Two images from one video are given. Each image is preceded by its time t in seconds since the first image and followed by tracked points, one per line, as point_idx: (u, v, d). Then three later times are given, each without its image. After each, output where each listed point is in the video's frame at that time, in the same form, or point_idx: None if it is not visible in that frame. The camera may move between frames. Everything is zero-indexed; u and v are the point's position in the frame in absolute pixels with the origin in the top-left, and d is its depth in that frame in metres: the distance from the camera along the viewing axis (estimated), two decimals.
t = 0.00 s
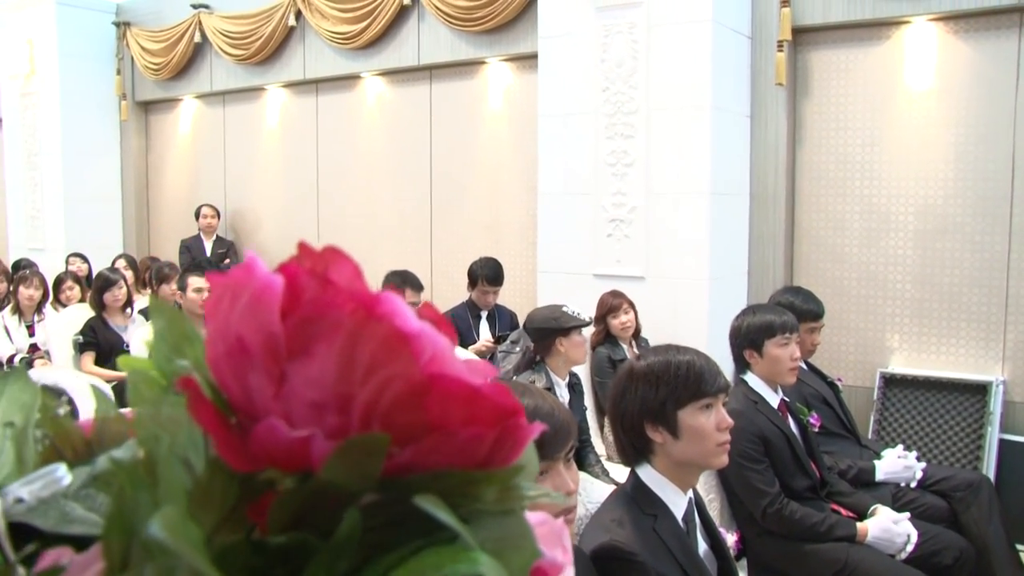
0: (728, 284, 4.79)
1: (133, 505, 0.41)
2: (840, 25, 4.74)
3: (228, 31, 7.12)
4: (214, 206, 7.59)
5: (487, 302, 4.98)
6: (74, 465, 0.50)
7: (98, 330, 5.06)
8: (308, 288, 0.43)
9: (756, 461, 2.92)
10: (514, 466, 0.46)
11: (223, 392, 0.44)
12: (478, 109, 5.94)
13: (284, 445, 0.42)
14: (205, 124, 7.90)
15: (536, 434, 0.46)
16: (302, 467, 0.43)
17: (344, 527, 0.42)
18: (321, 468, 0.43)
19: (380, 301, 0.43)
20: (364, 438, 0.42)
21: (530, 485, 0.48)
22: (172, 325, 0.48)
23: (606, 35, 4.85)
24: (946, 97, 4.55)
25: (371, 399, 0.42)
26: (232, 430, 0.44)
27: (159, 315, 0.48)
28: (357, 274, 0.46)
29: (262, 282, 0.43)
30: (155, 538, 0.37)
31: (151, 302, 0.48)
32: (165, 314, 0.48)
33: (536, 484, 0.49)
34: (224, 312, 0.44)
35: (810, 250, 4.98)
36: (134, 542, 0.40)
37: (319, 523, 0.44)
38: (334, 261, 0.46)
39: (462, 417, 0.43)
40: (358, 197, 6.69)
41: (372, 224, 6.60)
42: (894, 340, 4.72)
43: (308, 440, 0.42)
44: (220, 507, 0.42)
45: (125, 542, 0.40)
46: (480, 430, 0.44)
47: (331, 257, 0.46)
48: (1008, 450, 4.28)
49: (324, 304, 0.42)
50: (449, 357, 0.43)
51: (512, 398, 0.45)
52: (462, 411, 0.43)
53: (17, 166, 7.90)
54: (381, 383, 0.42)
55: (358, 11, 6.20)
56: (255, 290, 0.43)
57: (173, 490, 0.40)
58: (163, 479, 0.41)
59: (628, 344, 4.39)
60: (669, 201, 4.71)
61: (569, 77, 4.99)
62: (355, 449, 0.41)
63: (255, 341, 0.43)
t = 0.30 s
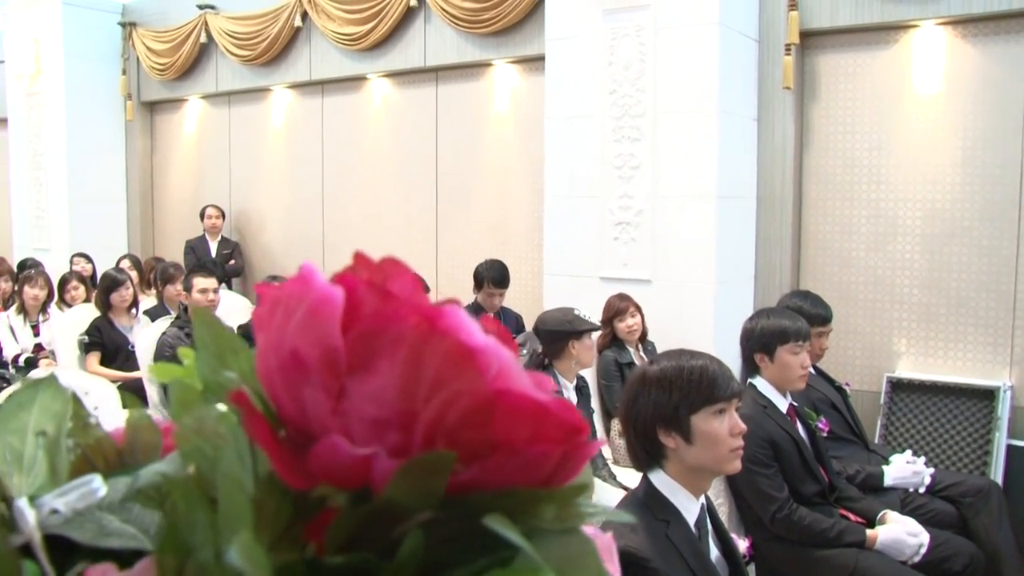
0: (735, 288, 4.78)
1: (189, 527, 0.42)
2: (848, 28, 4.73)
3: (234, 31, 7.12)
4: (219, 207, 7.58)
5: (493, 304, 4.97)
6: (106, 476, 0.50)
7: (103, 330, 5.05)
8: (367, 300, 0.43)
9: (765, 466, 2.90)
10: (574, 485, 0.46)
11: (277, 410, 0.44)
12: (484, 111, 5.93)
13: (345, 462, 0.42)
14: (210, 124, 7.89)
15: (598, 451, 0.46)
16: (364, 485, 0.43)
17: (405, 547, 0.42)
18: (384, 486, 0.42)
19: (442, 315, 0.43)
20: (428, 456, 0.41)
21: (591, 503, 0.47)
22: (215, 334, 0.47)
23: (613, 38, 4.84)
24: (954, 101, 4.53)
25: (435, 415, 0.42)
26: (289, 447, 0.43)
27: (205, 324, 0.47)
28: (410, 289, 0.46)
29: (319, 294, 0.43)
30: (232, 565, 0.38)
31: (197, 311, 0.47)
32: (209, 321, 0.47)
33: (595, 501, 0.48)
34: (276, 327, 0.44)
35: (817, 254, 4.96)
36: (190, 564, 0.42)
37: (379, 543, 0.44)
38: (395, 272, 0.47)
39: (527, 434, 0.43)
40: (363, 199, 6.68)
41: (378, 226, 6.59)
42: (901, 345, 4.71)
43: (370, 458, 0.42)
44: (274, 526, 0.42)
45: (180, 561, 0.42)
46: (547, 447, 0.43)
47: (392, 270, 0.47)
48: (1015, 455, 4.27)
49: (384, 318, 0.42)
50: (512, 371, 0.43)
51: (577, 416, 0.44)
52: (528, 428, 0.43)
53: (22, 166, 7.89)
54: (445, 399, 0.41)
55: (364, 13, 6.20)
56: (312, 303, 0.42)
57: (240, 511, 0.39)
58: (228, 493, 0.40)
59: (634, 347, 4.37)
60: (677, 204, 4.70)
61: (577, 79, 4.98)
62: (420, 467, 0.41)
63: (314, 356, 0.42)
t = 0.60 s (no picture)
0: (750, 293, 4.76)
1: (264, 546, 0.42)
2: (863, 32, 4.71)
3: (248, 37, 7.13)
4: (232, 212, 7.59)
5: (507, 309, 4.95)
6: (156, 490, 0.48)
7: (118, 335, 5.05)
8: (448, 316, 0.42)
9: (784, 472, 2.88)
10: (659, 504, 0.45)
11: (356, 428, 0.43)
12: (498, 116, 5.92)
13: (429, 483, 0.41)
14: (223, 129, 7.90)
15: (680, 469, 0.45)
16: (450, 504, 0.42)
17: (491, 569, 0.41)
18: (471, 506, 0.41)
19: (526, 331, 0.42)
20: (516, 477, 0.41)
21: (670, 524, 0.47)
22: (281, 354, 0.49)
23: (628, 42, 4.82)
24: (970, 105, 4.51)
25: (522, 436, 0.41)
26: (370, 465, 0.43)
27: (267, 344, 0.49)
28: (490, 301, 0.45)
29: (399, 309, 0.42)
30: None
31: (259, 330, 0.49)
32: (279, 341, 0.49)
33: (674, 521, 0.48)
34: (354, 340, 0.43)
35: (833, 259, 4.94)
36: None
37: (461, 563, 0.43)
38: (472, 282, 0.46)
39: (613, 453, 0.42)
40: (376, 203, 6.67)
41: (390, 230, 6.58)
42: (917, 350, 4.68)
43: (457, 479, 0.41)
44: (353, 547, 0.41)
45: None
46: (633, 466, 0.42)
47: (471, 281, 0.46)
48: None
49: (467, 334, 0.41)
50: (597, 388, 0.42)
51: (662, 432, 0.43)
52: (614, 447, 0.42)
53: (36, 171, 7.90)
54: (532, 421, 0.41)
55: (377, 17, 6.20)
56: (391, 320, 0.42)
57: (337, 536, 0.40)
58: (320, 515, 0.40)
59: (650, 352, 4.35)
60: (692, 209, 4.68)
61: (591, 83, 4.97)
62: (508, 489, 0.40)
63: (395, 374, 0.41)
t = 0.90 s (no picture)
0: (765, 299, 4.73)
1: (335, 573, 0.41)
2: (878, 37, 4.69)
3: (262, 44, 7.15)
4: (246, 219, 7.60)
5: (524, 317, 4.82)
6: (201, 503, 0.48)
7: (133, 341, 5.04)
8: (525, 332, 0.41)
9: (804, 479, 2.86)
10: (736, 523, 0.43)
11: (423, 443, 0.42)
12: (512, 123, 5.91)
13: (507, 504, 0.40)
14: (237, 136, 7.91)
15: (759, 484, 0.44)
16: (528, 525, 0.41)
17: None
18: (550, 528, 0.40)
19: (603, 347, 0.41)
20: (596, 495, 0.39)
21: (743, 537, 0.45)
22: (338, 366, 0.45)
23: (642, 49, 4.81)
24: (988, 109, 4.49)
25: (604, 456, 0.40)
26: (444, 488, 0.42)
27: (324, 354, 0.45)
28: (563, 317, 0.44)
29: (474, 324, 0.41)
30: None
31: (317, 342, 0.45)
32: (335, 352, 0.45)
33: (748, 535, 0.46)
34: (424, 357, 0.42)
35: (849, 265, 4.92)
36: None
37: None
38: (549, 297, 0.46)
39: (695, 472, 0.41)
40: (391, 209, 6.68)
41: (405, 236, 6.58)
42: (934, 356, 4.65)
43: (537, 499, 0.40)
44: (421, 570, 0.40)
45: None
46: (715, 485, 0.41)
47: (547, 296, 0.45)
48: None
49: (545, 350, 0.40)
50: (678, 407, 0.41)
51: (742, 450, 0.42)
52: (696, 466, 0.41)
53: (51, 179, 7.94)
54: (614, 440, 0.40)
55: (391, 24, 6.20)
56: (465, 334, 0.41)
57: (419, 559, 0.38)
58: (404, 531, 0.38)
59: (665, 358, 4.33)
60: (706, 215, 4.67)
61: (605, 89, 4.96)
62: (590, 510, 0.39)
63: (470, 391, 0.41)
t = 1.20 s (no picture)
0: (781, 304, 4.71)
1: None
2: (896, 42, 4.67)
3: (276, 48, 7.16)
4: (260, 224, 7.61)
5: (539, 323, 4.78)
6: (244, 515, 0.48)
7: (148, 344, 5.04)
8: (600, 346, 0.39)
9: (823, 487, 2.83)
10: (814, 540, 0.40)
11: (493, 456, 0.41)
12: (527, 127, 5.90)
13: (586, 523, 0.39)
14: (252, 140, 7.92)
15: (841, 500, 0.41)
16: (604, 543, 0.39)
17: None
18: (632, 544, 0.39)
19: (681, 360, 0.39)
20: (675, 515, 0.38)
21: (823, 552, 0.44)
22: (399, 378, 0.42)
23: (657, 53, 4.80)
24: (1006, 114, 4.46)
25: (682, 474, 0.38)
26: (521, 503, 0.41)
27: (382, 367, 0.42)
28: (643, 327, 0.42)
29: (549, 338, 0.39)
30: None
31: (375, 356, 0.42)
32: (394, 365, 0.43)
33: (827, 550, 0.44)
34: (497, 373, 0.41)
35: (865, 271, 4.89)
36: None
37: None
38: (626, 310, 0.44)
39: (773, 487, 0.38)
40: (405, 214, 6.68)
41: (419, 241, 6.58)
42: (951, 362, 4.62)
43: (616, 517, 0.38)
44: None
45: None
46: (795, 501, 0.38)
47: (624, 310, 0.43)
48: None
49: (619, 366, 0.39)
50: (755, 423, 0.39)
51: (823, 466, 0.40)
52: (773, 481, 0.38)
53: (67, 183, 7.96)
54: (692, 456, 0.38)
55: (405, 29, 6.20)
56: (539, 351, 0.39)
57: None
58: (489, 549, 0.37)
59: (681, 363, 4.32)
60: (721, 221, 4.65)
61: (620, 95, 4.95)
62: (669, 527, 0.37)
63: (545, 407, 0.39)
